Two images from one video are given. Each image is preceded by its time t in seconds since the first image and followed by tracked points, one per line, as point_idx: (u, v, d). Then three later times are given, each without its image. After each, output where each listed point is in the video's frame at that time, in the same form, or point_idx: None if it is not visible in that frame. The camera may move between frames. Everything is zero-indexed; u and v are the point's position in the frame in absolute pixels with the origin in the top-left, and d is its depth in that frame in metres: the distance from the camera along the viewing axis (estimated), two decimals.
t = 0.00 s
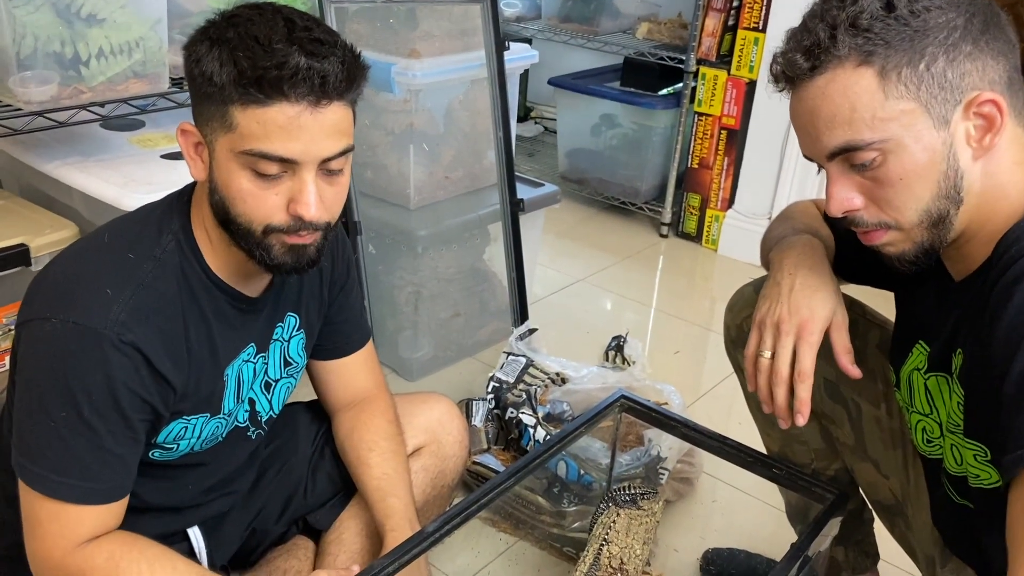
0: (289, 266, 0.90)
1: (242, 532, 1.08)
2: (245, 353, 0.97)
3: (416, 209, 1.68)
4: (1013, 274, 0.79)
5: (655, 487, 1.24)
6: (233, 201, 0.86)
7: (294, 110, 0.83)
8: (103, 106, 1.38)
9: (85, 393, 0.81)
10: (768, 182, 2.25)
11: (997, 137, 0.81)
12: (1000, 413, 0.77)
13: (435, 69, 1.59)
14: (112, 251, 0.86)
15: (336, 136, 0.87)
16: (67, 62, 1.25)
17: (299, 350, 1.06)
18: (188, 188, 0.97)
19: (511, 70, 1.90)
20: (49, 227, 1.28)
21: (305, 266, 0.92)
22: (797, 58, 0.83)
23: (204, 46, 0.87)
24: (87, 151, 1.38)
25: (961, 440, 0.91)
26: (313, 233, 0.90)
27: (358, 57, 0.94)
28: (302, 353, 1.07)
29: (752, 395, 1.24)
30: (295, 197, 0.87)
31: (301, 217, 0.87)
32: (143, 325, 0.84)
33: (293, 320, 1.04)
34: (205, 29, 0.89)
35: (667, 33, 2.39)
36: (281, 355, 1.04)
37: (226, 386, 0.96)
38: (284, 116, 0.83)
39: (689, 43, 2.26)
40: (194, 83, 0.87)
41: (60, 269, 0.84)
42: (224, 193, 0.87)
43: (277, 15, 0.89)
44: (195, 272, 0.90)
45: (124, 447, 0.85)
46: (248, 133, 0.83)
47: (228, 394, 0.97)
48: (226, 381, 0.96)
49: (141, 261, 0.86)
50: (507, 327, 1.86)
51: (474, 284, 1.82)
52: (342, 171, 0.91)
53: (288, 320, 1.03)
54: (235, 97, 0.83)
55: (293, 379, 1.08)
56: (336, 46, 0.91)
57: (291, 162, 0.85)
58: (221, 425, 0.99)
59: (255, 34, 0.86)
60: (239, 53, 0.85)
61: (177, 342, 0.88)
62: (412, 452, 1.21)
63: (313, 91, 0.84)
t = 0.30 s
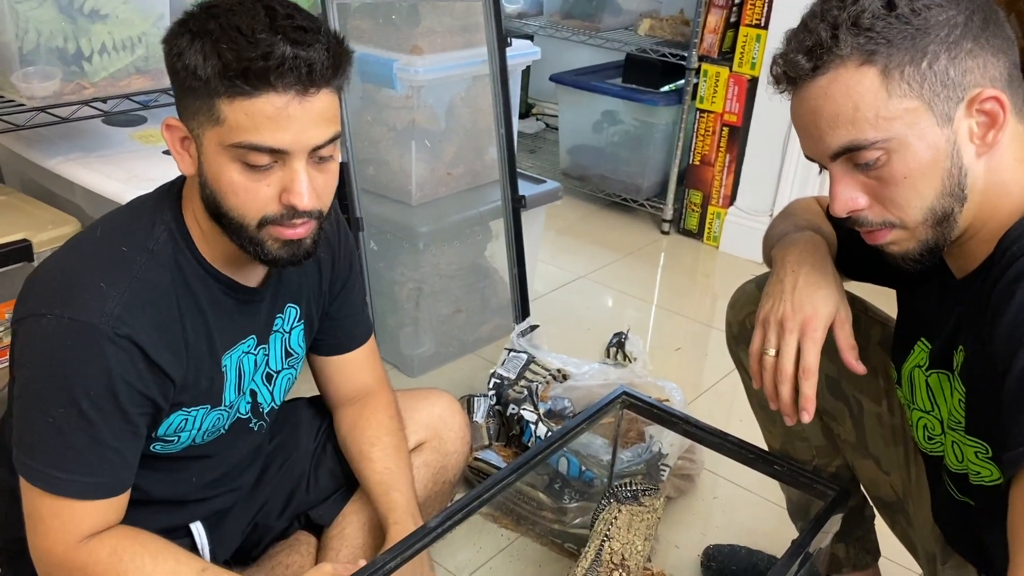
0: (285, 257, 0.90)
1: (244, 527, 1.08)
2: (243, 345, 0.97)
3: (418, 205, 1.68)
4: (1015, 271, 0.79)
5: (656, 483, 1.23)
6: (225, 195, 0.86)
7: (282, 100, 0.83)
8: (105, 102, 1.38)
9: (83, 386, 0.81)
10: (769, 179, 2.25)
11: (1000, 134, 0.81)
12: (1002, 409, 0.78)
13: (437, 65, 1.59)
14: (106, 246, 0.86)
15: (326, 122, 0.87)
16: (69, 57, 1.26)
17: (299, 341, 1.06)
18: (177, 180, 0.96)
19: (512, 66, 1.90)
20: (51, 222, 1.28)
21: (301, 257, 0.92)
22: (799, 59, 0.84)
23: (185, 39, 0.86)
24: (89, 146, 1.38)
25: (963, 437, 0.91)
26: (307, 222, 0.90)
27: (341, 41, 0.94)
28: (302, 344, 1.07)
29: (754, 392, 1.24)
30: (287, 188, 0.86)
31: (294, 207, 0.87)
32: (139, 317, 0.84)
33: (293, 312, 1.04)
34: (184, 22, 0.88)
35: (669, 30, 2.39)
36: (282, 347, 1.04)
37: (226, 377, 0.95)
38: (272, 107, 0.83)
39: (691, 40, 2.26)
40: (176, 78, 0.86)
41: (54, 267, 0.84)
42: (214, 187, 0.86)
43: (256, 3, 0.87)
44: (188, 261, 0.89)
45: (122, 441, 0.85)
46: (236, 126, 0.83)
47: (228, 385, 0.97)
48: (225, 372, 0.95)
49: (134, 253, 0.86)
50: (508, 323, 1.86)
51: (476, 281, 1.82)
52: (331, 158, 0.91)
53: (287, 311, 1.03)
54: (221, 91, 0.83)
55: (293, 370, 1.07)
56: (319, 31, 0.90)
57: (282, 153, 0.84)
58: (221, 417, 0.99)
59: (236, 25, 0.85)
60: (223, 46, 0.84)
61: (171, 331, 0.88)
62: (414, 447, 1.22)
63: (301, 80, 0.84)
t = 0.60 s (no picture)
0: (281, 261, 0.91)
1: (246, 523, 1.08)
2: (234, 344, 0.97)
3: (420, 202, 1.70)
4: (1016, 269, 0.79)
5: (659, 481, 1.24)
6: (226, 198, 0.86)
7: (294, 111, 0.83)
8: (109, 100, 1.38)
9: (69, 384, 0.81)
10: (771, 178, 2.26)
11: (1002, 133, 0.81)
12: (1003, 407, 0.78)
13: (441, 63, 1.59)
14: (92, 245, 0.86)
15: (333, 130, 0.87)
16: (74, 55, 1.26)
17: (292, 341, 1.07)
18: (169, 178, 0.97)
19: (515, 64, 1.91)
20: (56, 220, 1.28)
21: (297, 258, 0.93)
22: (802, 54, 0.84)
23: (192, 43, 0.86)
24: (92, 144, 1.38)
25: (963, 435, 0.91)
26: (303, 227, 0.91)
27: (347, 46, 0.94)
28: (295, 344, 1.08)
29: (756, 389, 1.24)
30: (292, 193, 0.87)
31: (298, 213, 0.87)
32: (124, 317, 0.84)
33: (286, 311, 1.05)
34: (189, 23, 0.87)
35: (671, 28, 2.39)
36: (275, 346, 1.05)
37: (216, 376, 0.96)
38: (282, 118, 0.83)
39: (694, 38, 2.26)
40: (181, 82, 0.86)
41: (43, 265, 0.85)
42: (216, 191, 0.86)
43: (265, 8, 0.87)
44: (177, 260, 0.90)
45: (110, 441, 0.85)
46: (244, 134, 0.83)
47: (218, 384, 0.97)
48: (216, 371, 0.96)
49: (122, 251, 0.86)
50: (510, 321, 1.86)
51: (478, 279, 1.82)
52: (334, 166, 0.91)
53: (281, 310, 1.04)
54: (233, 99, 0.83)
55: (286, 369, 1.09)
56: (327, 39, 0.90)
57: (289, 160, 0.85)
58: (211, 416, 0.99)
59: (247, 32, 0.84)
60: (233, 54, 0.84)
61: (156, 327, 0.88)
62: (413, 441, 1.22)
63: (314, 92, 0.85)
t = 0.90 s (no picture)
0: (284, 254, 0.92)
1: (251, 520, 1.09)
2: (234, 325, 0.98)
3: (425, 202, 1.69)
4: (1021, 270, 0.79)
5: (664, 480, 1.24)
6: (230, 194, 0.86)
7: (303, 116, 0.83)
8: (115, 98, 1.39)
9: (70, 369, 0.81)
10: (776, 178, 2.26)
11: (1003, 137, 0.81)
12: (1006, 406, 0.78)
13: (446, 62, 1.60)
14: (86, 229, 0.86)
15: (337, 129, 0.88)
16: (81, 54, 1.26)
17: (289, 322, 1.08)
18: (164, 163, 0.97)
19: (520, 64, 1.91)
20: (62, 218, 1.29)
21: (299, 252, 0.94)
22: (812, 41, 0.84)
23: (199, 41, 0.84)
24: (98, 142, 1.39)
25: (968, 434, 0.91)
26: (308, 220, 0.91)
27: (353, 47, 0.93)
28: (292, 325, 1.08)
29: (760, 389, 1.24)
30: (295, 191, 0.87)
31: (301, 211, 0.88)
32: (120, 294, 0.84)
33: (280, 292, 1.05)
34: (196, 20, 0.86)
35: (675, 28, 2.40)
36: (272, 327, 1.05)
37: (218, 357, 0.97)
38: (292, 121, 0.83)
39: (698, 38, 2.26)
40: (187, 79, 0.85)
41: (42, 248, 0.85)
42: (220, 185, 0.86)
43: (274, 8, 0.86)
44: (173, 241, 0.90)
45: (112, 420, 0.85)
46: (251, 134, 0.83)
47: (220, 366, 0.98)
48: (217, 354, 0.96)
49: (128, 241, 0.87)
50: (515, 320, 1.86)
51: (482, 278, 1.82)
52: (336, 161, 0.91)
53: (275, 292, 1.04)
54: (243, 102, 0.82)
55: (285, 351, 1.09)
56: (336, 42, 0.90)
57: (295, 159, 0.85)
58: (215, 400, 1.00)
59: (257, 34, 0.83)
60: (244, 56, 0.83)
61: (154, 299, 0.88)
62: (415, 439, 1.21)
63: (324, 99, 0.85)
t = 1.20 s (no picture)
0: (281, 249, 0.93)
1: (256, 521, 1.10)
2: (228, 317, 0.97)
3: (429, 204, 1.69)
4: None
5: (667, 483, 1.23)
6: (225, 190, 0.87)
7: (297, 107, 0.84)
8: (120, 100, 1.39)
9: (59, 370, 0.81)
10: (779, 180, 2.26)
11: (1011, 142, 0.80)
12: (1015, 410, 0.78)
13: (450, 65, 1.61)
14: (74, 227, 0.86)
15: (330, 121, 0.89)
16: (86, 56, 1.26)
17: (283, 309, 1.06)
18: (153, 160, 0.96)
19: (525, 65, 1.91)
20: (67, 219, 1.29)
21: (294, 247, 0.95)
22: (840, 14, 0.83)
23: (189, 39, 0.84)
24: (102, 143, 1.39)
25: (975, 438, 0.91)
26: (304, 215, 0.92)
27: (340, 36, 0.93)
28: (286, 312, 1.07)
29: (765, 391, 1.24)
30: (292, 184, 0.88)
31: (299, 203, 0.89)
32: (107, 293, 0.84)
33: (275, 280, 1.04)
34: (183, 16, 0.85)
35: (680, 30, 2.40)
36: (267, 316, 1.04)
37: (213, 351, 0.96)
38: (286, 114, 0.84)
39: (702, 40, 2.26)
40: (177, 78, 0.84)
41: (30, 247, 0.85)
42: (216, 182, 0.87)
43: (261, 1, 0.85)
44: (161, 237, 0.89)
45: (101, 420, 0.85)
46: (247, 128, 0.83)
47: (216, 358, 0.96)
48: (212, 346, 0.95)
49: (132, 247, 0.87)
50: (518, 322, 1.86)
51: (487, 279, 1.80)
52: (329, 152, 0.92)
53: (270, 280, 1.03)
54: (237, 98, 0.82)
55: (281, 338, 1.07)
56: (324, 31, 0.89)
57: (291, 153, 0.86)
58: (214, 393, 0.98)
59: (246, 28, 0.83)
60: (235, 51, 0.82)
61: (141, 298, 0.87)
62: (420, 441, 1.21)
63: (317, 90, 0.85)
